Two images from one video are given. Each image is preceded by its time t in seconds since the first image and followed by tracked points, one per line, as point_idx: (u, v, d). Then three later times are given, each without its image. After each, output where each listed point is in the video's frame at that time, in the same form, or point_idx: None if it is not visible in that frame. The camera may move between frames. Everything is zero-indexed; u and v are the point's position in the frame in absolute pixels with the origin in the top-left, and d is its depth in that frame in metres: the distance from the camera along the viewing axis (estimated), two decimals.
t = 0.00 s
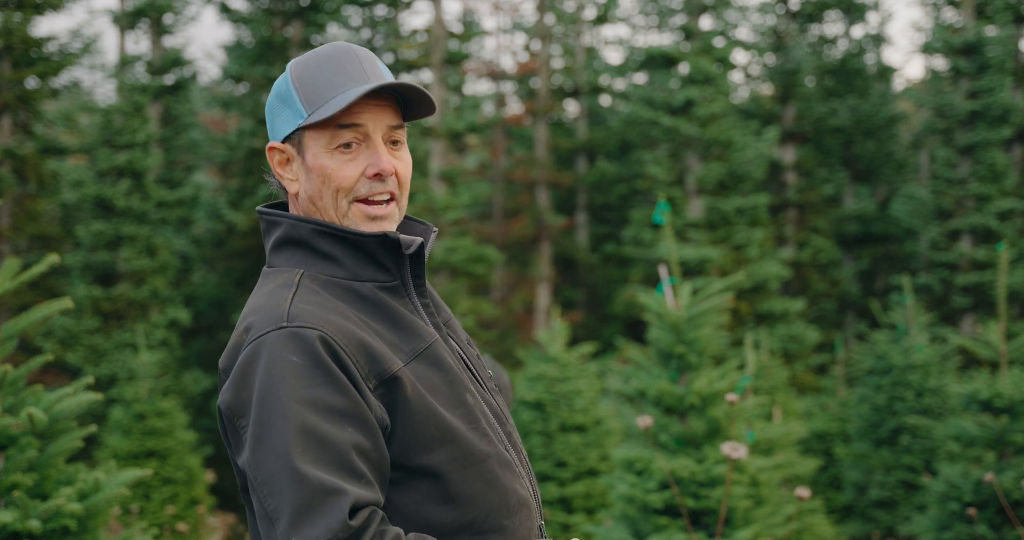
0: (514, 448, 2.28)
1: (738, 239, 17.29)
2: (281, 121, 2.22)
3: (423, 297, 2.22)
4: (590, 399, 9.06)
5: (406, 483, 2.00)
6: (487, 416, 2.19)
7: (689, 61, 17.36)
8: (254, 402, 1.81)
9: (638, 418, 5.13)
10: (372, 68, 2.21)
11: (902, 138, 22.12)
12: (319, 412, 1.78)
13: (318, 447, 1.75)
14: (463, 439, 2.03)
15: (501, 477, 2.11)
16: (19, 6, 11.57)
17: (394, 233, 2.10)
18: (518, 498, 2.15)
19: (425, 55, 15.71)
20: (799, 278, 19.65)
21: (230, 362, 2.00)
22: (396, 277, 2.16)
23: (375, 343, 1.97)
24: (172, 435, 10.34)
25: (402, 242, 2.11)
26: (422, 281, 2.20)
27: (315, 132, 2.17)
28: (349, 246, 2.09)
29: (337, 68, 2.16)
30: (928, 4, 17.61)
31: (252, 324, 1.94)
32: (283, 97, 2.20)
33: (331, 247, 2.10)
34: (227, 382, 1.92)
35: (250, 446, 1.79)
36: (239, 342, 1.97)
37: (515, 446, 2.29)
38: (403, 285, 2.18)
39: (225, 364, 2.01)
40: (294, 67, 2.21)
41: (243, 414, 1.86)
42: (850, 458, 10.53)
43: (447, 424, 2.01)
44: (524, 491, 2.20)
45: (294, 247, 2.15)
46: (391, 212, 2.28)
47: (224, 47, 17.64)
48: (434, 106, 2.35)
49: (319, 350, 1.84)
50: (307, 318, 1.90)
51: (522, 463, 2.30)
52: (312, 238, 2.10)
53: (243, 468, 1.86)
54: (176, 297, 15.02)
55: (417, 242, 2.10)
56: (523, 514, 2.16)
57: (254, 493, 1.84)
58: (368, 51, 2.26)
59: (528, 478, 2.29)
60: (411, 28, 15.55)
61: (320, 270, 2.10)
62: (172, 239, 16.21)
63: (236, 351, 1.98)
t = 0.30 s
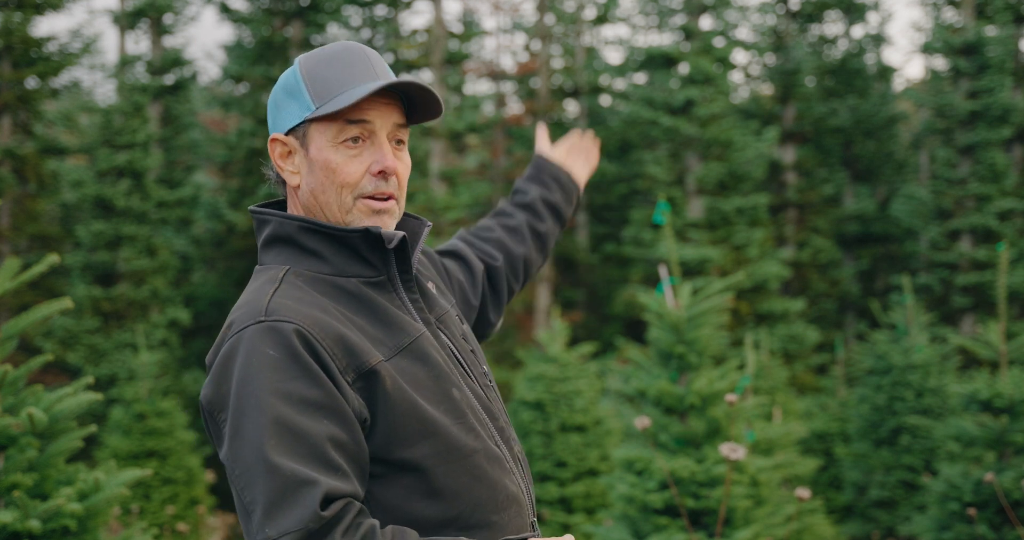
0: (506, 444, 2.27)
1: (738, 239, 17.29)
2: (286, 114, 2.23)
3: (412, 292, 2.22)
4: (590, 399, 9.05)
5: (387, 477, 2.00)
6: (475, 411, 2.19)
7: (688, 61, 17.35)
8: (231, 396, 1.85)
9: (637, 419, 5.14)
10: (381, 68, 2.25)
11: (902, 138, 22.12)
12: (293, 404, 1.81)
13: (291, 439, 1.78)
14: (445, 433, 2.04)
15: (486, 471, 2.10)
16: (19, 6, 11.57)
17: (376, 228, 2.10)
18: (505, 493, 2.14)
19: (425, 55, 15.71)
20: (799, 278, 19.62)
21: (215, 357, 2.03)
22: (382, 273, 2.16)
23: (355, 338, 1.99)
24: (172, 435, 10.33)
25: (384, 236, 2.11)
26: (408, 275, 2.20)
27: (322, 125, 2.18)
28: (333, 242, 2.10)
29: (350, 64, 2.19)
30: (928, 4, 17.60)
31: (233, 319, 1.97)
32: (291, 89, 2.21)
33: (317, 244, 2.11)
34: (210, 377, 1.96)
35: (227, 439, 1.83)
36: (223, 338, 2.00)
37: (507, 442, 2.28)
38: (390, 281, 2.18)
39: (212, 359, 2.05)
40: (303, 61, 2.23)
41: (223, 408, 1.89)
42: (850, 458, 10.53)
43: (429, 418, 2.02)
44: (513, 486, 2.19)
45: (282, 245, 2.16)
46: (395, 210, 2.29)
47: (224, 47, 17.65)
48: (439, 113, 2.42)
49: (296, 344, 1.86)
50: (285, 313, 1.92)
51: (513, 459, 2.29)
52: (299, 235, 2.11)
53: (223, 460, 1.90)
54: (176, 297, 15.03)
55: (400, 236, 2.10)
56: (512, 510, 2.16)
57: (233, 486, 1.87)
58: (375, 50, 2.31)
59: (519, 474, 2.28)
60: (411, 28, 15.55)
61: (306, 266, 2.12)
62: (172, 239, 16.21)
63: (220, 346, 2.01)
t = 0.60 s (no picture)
0: (492, 452, 2.23)
1: (739, 238, 17.27)
2: (282, 117, 2.21)
3: (396, 296, 2.19)
4: (590, 399, 9.05)
5: (364, 483, 1.97)
6: (457, 417, 2.15)
7: (689, 61, 17.35)
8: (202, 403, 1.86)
9: (637, 420, 5.13)
10: (379, 80, 2.23)
11: (902, 138, 22.13)
12: (259, 414, 1.81)
13: (256, 449, 1.78)
14: (420, 442, 2.01)
15: (464, 478, 2.07)
16: (19, 6, 11.57)
17: (354, 234, 2.09)
18: (486, 501, 2.11)
19: (425, 55, 15.72)
20: (799, 278, 19.57)
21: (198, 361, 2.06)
22: (363, 277, 2.15)
23: (328, 345, 1.97)
24: (172, 435, 10.28)
25: (362, 242, 2.10)
26: (390, 280, 2.17)
27: (317, 135, 2.17)
28: (312, 246, 2.10)
29: (348, 76, 2.18)
30: (928, 4, 17.61)
31: (210, 325, 1.99)
32: (288, 93, 2.19)
33: (298, 248, 2.11)
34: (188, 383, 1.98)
35: (199, 446, 1.85)
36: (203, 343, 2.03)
37: (494, 448, 2.24)
38: (372, 285, 2.16)
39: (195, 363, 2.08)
40: (301, 64, 2.21)
41: (197, 414, 1.91)
42: (850, 458, 10.52)
43: (403, 426, 1.99)
44: (495, 493, 2.15)
45: (267, 248, 2.18)
46: (385, 224, 2.29)
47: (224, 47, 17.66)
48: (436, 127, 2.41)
49: (263, 354, 1.86)
50: (257, 321, 1.93)
51: (500, 465, 2.24)
52: (281, 238, 2.12)
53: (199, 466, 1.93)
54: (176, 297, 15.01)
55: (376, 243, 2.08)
56: (493, 517, 2.12)
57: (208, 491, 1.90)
58: (375, 59, 2.30)
59: (505, 481, 2.23)
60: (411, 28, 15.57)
61: (287, 270, 2.12)
62: (172, 239, 16.20)
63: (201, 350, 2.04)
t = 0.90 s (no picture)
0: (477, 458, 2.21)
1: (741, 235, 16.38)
2: (259, 120, 2.21)
3: (383, 301, 2.19)
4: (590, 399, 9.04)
5: (346, 487, 1.97)
6: (442, 423, 2.14)
7: (689, 61, 17.36)
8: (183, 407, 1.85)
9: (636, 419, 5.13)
10: (354, 71, 2.24)
11: (901, 138, 22.15)
12: (240, 418, 1.79)
13: (235, 453, 1.76)
14: (403, 447, 2.00)
15: (449, 484, 2.06)
16: (19, 6, 11.56)
17: (340, 238, 2.10)
18: (471, 506, 2.09)
19: (425, 55, 15.72)
20: (800, 279, 19.35)
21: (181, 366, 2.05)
22: (349, 281, 2.15)
23: (310, 350, 1.97)
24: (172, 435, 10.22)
25: (348, 246, 2.10)
26: (377, 285, 2.17)
27: (298, 132, 2.17)
28: (298, 249, 2.11)
29: (323, 70, 2.18)
30: (928, 4, 17.61)
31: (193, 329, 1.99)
32: (263, 96, 2.19)
33: (285, 249, 2.12)
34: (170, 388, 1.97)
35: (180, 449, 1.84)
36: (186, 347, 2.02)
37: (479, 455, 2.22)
38: (359, 289, 2.16)
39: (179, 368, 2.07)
40: (272, 66, 2.20)
41: (178, 418, 1.90)
42: (850, 458, 10.52)
43: (386, 430, 1.98)
44: (480, 499, 2.13)
45: (255, 250, 2.19)
46: (374, 214, 2.31)
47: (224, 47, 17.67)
48: (418, 110, 2.43)
49: (244, 357, 1.85)
50: (237, 325, 1.92)
51: (487, 472, 2.23)
52: (268, 240, 2.13)
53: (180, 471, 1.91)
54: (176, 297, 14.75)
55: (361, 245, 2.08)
56: (480, 523, 2.11)
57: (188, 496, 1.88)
58: (342, 51, 2.30)
59: (491, 487, 2.22)
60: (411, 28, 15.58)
61: (273, 273, 2.13)
62: (172, 239, 16.20)
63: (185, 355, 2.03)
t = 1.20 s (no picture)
0: (477, 460, 2.18)
1: (739, 237, 16.73)
2: (347, 113, 2.07)
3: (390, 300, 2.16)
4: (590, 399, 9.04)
5: (345, 481, 1.94)
6: (444, 423, 2.11)
7: (689, 61, 17.37)
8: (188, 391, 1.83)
9: (637, 419, 5.13)
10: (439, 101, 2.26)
11: (901, 138, 22.15)
12: (245, 403, 1.77)
13: (239, 438, 1.74)
14: (405, 443, 1.97)
15: (448, 484, 2.03)
16: (18, 6, 11.57)
17: (351, 232, 2.06)
18: (469, 508, 2.06)
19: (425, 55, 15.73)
20: (799, 278, 19.47)
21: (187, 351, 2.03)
22: (357, 277, 2.11)
23: (318, 341, 1.94)
24: (171, 435, 10.20)
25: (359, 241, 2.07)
26: (385, 284, 2.13)
27: (391, 140, 2.10)
28: (309, 242, 2.08)
29: (422, 92, 2.18)
30: (927, 4, 17.62)
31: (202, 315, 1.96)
32: (359, 92, 2.08)
33: (296, 242, 2.09)
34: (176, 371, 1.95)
35: (182, 432, 1.82)
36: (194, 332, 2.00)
37: (479, 457, 2.19)
38: (366, 286, 2.13)
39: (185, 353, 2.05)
40: (371, 66, 2.11)
41: (183, 401, 1.88)
42: (850, 458, 10.51)
43: (388, 426, 1.95)
44: (478, 501, 2.11)
45: (266, 242, 2.16)
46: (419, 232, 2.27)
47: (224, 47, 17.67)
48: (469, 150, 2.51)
49: (252, 344, 1.83)
50: (247, 312, 1.89)
51: (486, 475, 2.20)
52: (279, 233, 2.11)
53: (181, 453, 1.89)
54: (175, 298, 14.85)
55: (372, 241, 2.04)
56: (477, 525, 2.08)
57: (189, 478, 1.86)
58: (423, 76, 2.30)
59: (489, 490, 2.19)
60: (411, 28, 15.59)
61: (282, 265, 2.10)
62: (172, 239, 16.20)
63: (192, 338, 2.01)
